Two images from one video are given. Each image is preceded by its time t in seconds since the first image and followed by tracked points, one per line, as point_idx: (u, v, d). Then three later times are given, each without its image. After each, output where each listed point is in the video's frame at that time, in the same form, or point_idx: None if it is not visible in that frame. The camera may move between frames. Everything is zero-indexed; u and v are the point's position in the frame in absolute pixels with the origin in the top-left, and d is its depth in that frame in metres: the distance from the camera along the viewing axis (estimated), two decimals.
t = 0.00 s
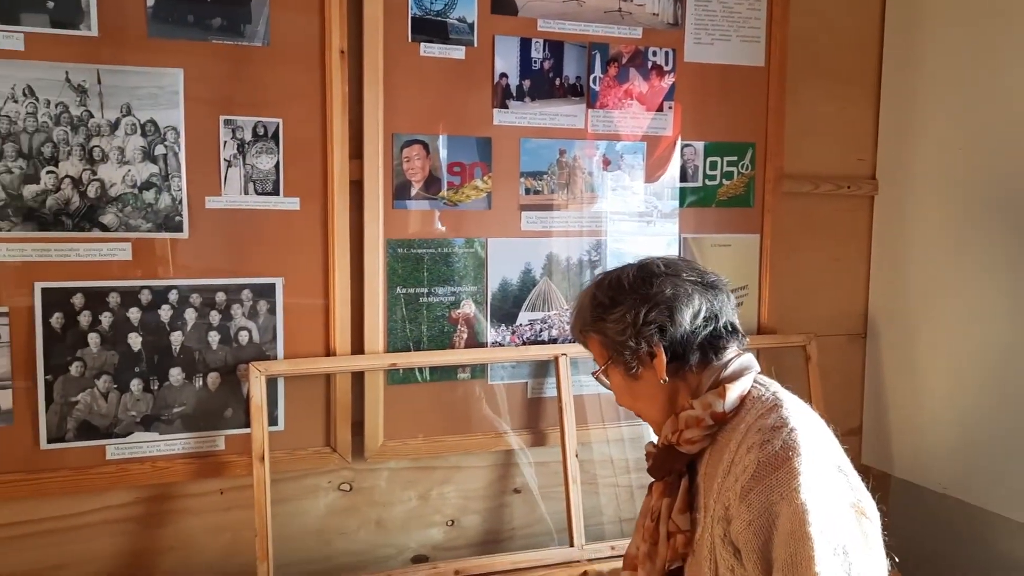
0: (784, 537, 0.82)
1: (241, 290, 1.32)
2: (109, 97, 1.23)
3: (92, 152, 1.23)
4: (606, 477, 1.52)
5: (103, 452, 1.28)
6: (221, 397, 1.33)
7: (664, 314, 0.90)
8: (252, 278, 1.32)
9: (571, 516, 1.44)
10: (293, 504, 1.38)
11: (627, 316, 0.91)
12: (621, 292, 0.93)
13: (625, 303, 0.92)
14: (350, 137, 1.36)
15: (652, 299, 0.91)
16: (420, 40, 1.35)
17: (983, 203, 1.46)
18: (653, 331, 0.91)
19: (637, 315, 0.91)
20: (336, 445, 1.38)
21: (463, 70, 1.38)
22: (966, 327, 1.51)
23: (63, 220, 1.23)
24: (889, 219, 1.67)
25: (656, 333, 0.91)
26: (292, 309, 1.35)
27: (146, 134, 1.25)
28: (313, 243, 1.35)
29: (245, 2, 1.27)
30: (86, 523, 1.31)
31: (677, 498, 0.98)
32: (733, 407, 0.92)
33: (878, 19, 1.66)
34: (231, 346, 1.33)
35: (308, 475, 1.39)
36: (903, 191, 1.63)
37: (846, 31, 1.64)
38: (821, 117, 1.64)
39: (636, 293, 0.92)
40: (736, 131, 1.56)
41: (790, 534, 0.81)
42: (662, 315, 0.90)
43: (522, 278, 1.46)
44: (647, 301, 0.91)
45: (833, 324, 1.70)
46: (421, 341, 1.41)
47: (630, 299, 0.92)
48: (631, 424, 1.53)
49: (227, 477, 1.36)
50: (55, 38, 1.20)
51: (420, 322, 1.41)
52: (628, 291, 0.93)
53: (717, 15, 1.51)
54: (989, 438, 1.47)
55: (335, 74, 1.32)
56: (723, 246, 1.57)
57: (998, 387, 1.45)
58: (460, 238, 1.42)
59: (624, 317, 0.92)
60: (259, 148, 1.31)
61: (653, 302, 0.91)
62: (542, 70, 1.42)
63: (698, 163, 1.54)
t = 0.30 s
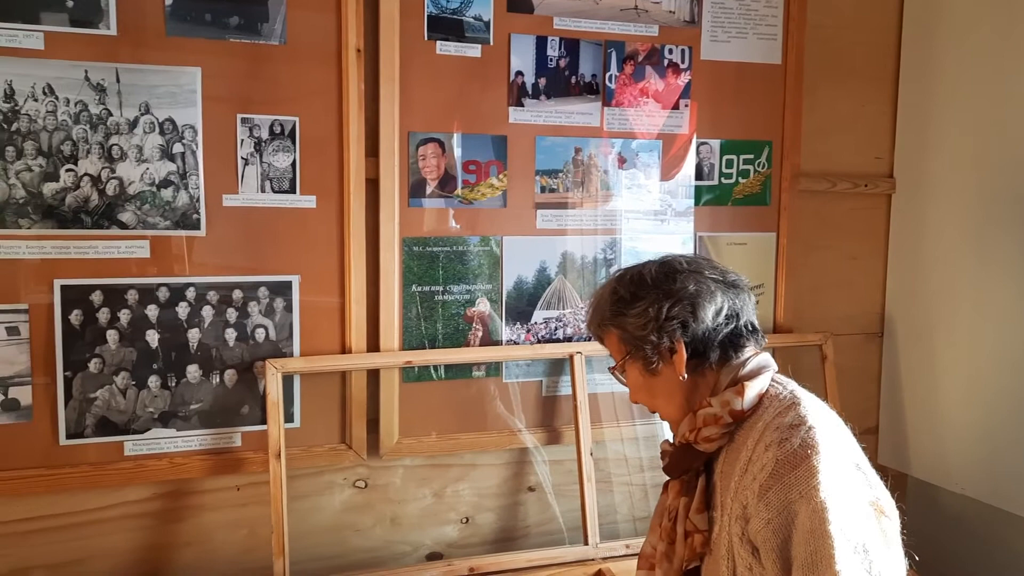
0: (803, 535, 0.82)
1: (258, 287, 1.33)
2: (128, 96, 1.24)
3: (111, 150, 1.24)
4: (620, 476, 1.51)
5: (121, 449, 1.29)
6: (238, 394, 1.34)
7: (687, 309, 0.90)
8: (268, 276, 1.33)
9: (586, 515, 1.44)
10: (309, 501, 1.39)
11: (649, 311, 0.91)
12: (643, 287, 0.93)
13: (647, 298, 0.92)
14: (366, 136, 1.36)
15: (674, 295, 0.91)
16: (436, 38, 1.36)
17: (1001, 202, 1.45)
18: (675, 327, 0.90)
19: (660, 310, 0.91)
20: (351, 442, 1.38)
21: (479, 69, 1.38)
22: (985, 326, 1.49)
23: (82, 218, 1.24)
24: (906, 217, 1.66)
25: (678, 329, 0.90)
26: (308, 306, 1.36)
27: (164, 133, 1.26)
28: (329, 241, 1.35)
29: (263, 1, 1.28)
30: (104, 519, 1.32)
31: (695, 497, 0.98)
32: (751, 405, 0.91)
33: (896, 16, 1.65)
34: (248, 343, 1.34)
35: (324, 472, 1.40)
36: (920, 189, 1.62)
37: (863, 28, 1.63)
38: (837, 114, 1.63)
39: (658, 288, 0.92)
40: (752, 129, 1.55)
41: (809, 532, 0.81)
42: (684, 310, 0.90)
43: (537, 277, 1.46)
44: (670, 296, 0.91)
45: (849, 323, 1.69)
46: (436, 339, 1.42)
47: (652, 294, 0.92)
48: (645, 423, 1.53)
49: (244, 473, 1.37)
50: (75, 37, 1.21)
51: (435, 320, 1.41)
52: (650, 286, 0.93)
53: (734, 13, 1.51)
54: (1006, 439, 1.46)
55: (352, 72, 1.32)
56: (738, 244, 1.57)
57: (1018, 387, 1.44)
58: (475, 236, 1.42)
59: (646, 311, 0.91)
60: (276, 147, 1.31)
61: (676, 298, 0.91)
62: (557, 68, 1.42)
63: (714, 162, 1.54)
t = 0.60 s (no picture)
0: (823, 534, 0.81)
1: (271, 286, 1.33)
2: (142, 95, 1.25)
3: (126, 149, 1.25)
4: (632, 475, 1.52)
5: (135, 445, 1.30)
6: (252, 392, 1.35)
7: (714, 303, 0.90)
8: (281, 275, 1.34)
9: (597, 514, 1.44)
10: (321, 498, 1.39)
11: (676, 302, 0.91)
12: (669, 279, 0.93)
13: (673, 289, 0.92)
14: (378, 134, 1.36)
15: (701, 288, 0.91)
16: (449, 37, 1.36)
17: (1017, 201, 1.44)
18: (701, 319, 0.90)
19: (686, 302, 0.90)
20: (363, 439, 1.38)
21: (492, 67, 1.38)
22: (1000, 326, 1.48)
23: (97, 216, 1.25)
24: (920, 216, 1.65)
25: (703, 321, 0.90)
26: (321, 304, 1.36)
27: (178, 131, 1.27)
28: (342, 239, 1.36)
29: None
30: (118, 515, 1.33)
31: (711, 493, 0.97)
32: (769, 403, 0.91)
33: (911, 13, 1.64)
34: (261, 341, 1.34)
35: (336, 469, 1.40)
36: (935, 188, 1.61)
37: (877, 26, 1.62)
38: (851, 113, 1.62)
39: (685, 280, 0.92)
40: (765, 127, 1.54)
41: (829, 531, 0.81)
42: (711, 303, 0.90)
43: (550, 275, 1.46)
44: (698, 288, 0.91)
45: (863, 322, 1.68)
46: (448, 337, 1.42)
47: (679, 285, 0.91)
48: (657, 422, 1.52)
49: (256, 471, 1.37)
50: (90, 36, 1.22)
51: (447, 318, 1.41)
52: (677, 278, 0.93)
53: (747, 11, 1.50)
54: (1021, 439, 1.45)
55: (365, 70, 1.33)
56: (751, 243, 1.56)
57: None
58: (488, 234, 1.42)
59: (671, 302, 0.91)
60: (289, 145, 1.32)
61: (703, 290, 0.91)
62: (570, 66, 1.42)
63: (727, 160, 1.53)
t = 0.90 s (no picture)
0: (838, 532, 0.81)
1: (281, 285, 1.34)
2: (154, 95, 1.25)
3: (137, 148, 1.25)
4: (642, 474, 1.51)
5: (147, 444, 1.31)
6: (263, 391, 1.35)
7: (731, 299, 0.90)
8: (292, 274, 1.34)
9: (608, 513, 1.44)
10: (332, 497, 1.40)
11: (692, 297, 0.91)
12: (685, 273, 0.93)
13: (689, 284, 0.91)
14: (388, 134, 1.36)
15: (718, 283, 0.91)
16: (459, 37, 1.36)
17: None
18: (717, 314, 0.90)
19: (703, 297, 0.90)
20: (374, 439, 1.39)
21: (502, 67, 1.38)
22: (1013, 326, 1.47)
23: (109, 215, 1.25)
24: (932, 215, 1.64)
25: (719, 317, 0.90)
26: (331, 303, 1.36)
27: (190, 131, 1.27)
28: (352, 239, 1.36)
29: None
30: (130, 513, 1.34)
31: (722, 492, 0.97)
32: (783, 400, 0.91)
33: (923, 11, 1.63)
34: (272, 340, 1.34)
35: (346, 468, 1.40)
36: (948, 187, 1.60)
37: (889, 24, 1.61)
38: (862, 112, 1.61)
39: (701, 275, 0.92)
40: (776, 126, 1.54)
41: (844, 528, 0.81)
42: (727, 299, 0.90)
43: (560, 275, 1.46)
44: (715, 284, 0.91)
45: (874, 322, 1.67)
46: (459, 336, 1.42)
47: (696, 280, 0.91)
48: (667, 422, 1.52)
49: (267, 469, 1.38)
50: (102, 36, 1.22)
51: (457, 317, 1.42)
52: (694, 273, 0.92)
53: (758, 9, 1.50)
54: None
55: (375, 70, 1.33)
56: (762, 242, 1.56)
57: None
58: (498, 234, 1.42)
59: (687, 297, 0.91)
60: (299, 145, 1.32)
61: (720, 286, 0.91)
62: (580, 65, 1.42)
63: (738, 159, 1.53)
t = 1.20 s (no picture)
0: (840, 530, 0.80)
1: (292, 284, 1.34)
2: (165, 95, 1.26)
3: (149, 148, 1.26)
4: (652, 474, 1.51)
5: (158, 443, 1.31)
6: (273, 389, 1.35)
7: (737, 298, 0.90)
8: (302, 273, 1.34)
9: (617, 513, 1.44)
10: (341, 496, 1.40)
11: (698, 296, 0.91)
12: (692, 273, 0.93)
13: (696, 283, 0.91)
14: (398, 133, 1.36)
15: (725, 282, 0.91)
16: (469, 36, 1.36)
17: None
18: (723, 313, 0.90)
19: (710, 296, 0.90)
20: (383, 438, 1.39)
21: (512, 66, 1.38)
22: None
23: (120, 215, 1.26)
24: (944, 214, 1.63)
25: (725, 316, 0.90)
26: (342, 303, 1.37)
27: (200, 131, 1.28)
28: (362, 238, 1.36)
29: None
30: (141, 512, 1.34)
31: (728, 490, 0.97)
32: (788, 399, 0.91)
33: (935, 10, 1.62)
34: (282, 339, 1.35)
35: (357, 467, 1.41)
36: (959, 186, 1.59)
37: (901, 23, 1.60)
38: (873, 110, 1.60)
39: (708, 275, 0.92)
40: (787, 125, 1.53)
41: (846, 526, 0.80)
42: (734, 298, 0.90)
43: (570, 274, 1.46)
44: (721, 283, 0.91)
45: (885, 322, 1.66)
46: (468, 335, 1.42)
47: (703, 279, 0.91)
48: (677, 421, 1.52)
49: (277, 468, 1.38)
50: (114, 37, 1.23)
51: (467, 316, 1.42)
52: (700, 273, 0.92)
53: (768, 8, 1.49)
54: None
55: (385, 69, 1.33)
56: (773, 241, 1.55)
57: None
58: (508, 233, 1.42)
59: (694, 296, 0.91)
60: (310, 144, 1.32)
61: (726, 285, 0.91)
62: (590, 64, 1.42)
63: (748, 158, 1.52)
